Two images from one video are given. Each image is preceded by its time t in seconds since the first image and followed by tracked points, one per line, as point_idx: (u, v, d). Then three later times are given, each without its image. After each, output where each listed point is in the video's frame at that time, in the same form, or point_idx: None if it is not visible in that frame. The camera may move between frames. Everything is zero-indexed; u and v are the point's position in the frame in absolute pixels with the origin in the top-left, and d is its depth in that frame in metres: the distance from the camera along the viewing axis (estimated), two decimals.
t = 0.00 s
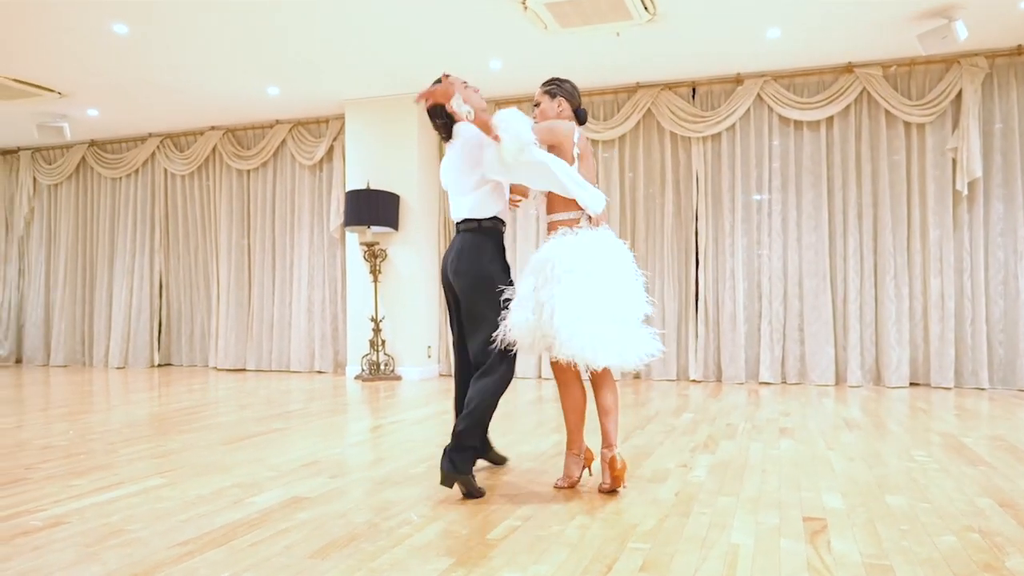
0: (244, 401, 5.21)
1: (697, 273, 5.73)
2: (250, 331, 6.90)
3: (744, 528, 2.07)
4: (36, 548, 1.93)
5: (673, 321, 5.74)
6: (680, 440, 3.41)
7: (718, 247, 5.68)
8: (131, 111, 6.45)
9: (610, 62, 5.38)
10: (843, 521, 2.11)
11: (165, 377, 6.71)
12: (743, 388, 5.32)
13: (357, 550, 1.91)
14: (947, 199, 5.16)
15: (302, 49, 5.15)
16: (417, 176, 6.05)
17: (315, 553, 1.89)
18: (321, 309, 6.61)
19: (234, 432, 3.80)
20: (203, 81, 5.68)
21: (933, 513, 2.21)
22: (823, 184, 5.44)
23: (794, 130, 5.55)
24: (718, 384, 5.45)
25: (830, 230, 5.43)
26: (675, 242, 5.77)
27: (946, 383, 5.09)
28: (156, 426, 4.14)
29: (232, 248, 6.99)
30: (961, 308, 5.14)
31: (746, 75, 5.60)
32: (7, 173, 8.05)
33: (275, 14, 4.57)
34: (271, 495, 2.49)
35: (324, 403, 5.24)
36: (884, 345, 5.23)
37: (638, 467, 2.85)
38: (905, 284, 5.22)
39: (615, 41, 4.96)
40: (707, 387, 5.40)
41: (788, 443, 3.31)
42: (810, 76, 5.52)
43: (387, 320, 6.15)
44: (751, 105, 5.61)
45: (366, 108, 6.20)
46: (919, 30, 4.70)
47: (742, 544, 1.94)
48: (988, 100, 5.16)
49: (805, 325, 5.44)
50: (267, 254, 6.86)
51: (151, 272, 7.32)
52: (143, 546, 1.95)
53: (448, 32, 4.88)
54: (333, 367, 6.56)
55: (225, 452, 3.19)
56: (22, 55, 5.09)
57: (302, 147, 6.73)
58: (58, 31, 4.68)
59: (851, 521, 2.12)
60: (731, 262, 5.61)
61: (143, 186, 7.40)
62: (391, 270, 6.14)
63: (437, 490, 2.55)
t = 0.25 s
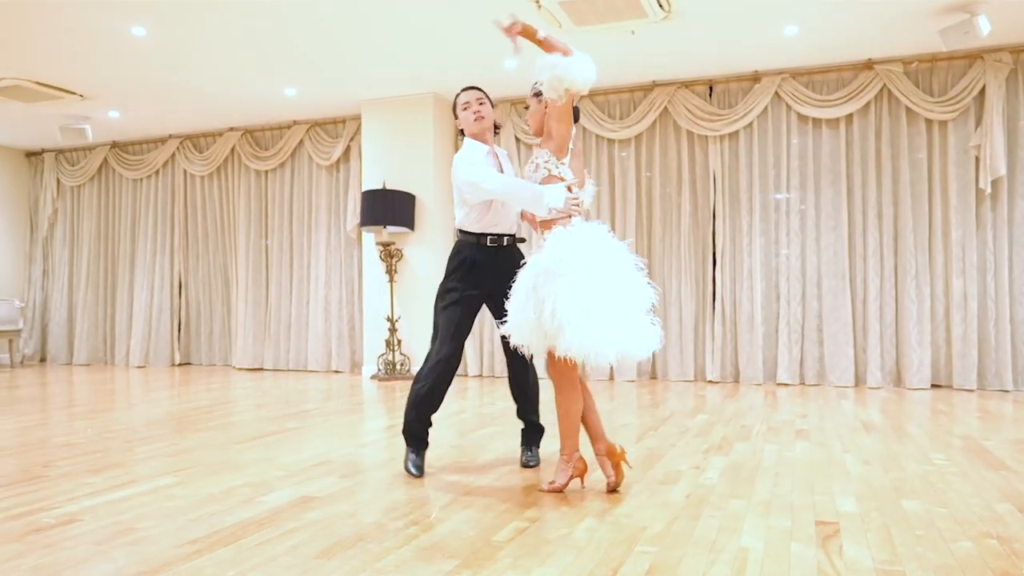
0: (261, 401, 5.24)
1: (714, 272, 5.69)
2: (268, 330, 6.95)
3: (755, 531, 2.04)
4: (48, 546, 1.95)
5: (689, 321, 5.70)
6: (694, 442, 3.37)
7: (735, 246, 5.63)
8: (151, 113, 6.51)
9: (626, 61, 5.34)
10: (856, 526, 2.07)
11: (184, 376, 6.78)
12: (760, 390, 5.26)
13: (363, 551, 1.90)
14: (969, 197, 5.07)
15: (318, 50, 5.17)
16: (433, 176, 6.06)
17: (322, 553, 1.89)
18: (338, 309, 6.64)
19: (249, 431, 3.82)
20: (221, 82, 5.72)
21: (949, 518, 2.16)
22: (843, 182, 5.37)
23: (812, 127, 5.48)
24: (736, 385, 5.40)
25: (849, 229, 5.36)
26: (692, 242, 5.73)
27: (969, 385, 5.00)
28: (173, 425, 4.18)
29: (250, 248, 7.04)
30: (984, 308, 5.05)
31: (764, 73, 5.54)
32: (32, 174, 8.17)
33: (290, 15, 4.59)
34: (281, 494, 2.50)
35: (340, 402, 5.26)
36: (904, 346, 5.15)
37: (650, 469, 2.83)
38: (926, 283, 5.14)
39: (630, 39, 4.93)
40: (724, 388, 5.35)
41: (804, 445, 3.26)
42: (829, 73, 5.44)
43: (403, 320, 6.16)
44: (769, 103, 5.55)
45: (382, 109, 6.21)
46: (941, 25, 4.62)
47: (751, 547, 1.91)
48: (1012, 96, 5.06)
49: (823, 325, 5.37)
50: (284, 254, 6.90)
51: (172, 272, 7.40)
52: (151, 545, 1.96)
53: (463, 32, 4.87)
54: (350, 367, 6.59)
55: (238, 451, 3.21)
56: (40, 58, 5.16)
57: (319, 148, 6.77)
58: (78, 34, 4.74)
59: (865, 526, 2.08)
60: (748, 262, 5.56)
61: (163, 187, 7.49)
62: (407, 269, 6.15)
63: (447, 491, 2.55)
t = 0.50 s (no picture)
0: (274, 400, 5.27)
1: (729, 272, 5.65)
2: (282, 330, 6.98)
3: (764, 533, 2.02)
4: (56, 543, 1.97)
5: (703, 320, 5.66)
6: (706, 442, 3.35)
7: (750, 245, 5.58)
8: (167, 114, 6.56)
9: (639, 59, 5.32)
10: (867, 528, 2.04)
11: (200, 375, 6.83)
12: (775, 390, 5.21)
13: (368, 550, 1.90)
14: (989, 195, 4.99)
15: (330, 50, 5.19)
16: (446, 176, 6.06)
17: (327, 552, 1.89)
18: (352, 309, 6.66)
19: (261, 430, 3.84)
20: (235, 83, 5.76)
21: (963, 520, 2.13)
22: (859, 180, 5.31)
23: (828, 125, 5.43)
24: (750, 385, 5.35)
25: (866, 228, 5.29)
26: (706, 241, 5.69)
27: (988, 386, 4.92)
28: (187, 423, 4.21)
29: (265, 247, 7.08)
30: (1004, 308, 4.97)
31: (779, 70, 5.49)
32: (51, 176, 8.27)
33: (303, 15, 4.61)
34: (289, 493, 2.50)
35: (353, 401, 5.28)
36: (922, 346, 5.08)
37: (659, 469, 2.81)
38: (944, 283, 5.07)
39: (643, 37, 4.90)
40: (738, 388, 5.31)
41: (817, 446, 3.23)
42: (846, 70, 5.38)
43: (416, 320, 6.17)
44: (784, 100, 5.50)
45: (395, 109, 6.23)
46: (959, 21, 4.55)
47: (759, 549, 1.89)
48: None
49: (839, 325, 5.32)
50: (299, 254, 6.93)
51: (188, 272, 7.45)
52: (159, 543, 1.97)
53: (474, 31, 4.87)
54: (364, 366, 6.60)
55: (249, 450, 3.23)
56: (55, 59, 5.22)
57: (333, 148, 6.79)
58: (94, 35, 4.79)
59: (876, 528, 2.05)
60: (763, 261, 5.51)
61: (180, 187, 7.55)
62: (420, 269, 6.16)
63: (455, 490, 2.54)
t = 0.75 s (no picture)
0: (288, 398, 5.30)
1: (744, 271, 5.60)
2: (297, 329, 7.02)
3: (772, 534, 1.99)
4: (65, 539, 1.99)
5: (718, 319, 5.61)
6: (718, 442, 3.32)
7: (765, 244, 5.54)
8: (183, 114, 6.62)
9: (652, 57, 5.28)
10: (878, 530, 2.01)
11: (216, 373, 6.88)
12: (790, 390, 5.16)
13: (373, 548, 1.90)
14: (1010, 192, 4.91)
15: (344, 51, 5.21)
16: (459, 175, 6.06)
17: (331, 550, 1.89)
18: (366, 308, 6.68)
19: (273, 429, 3.86)
20: (250, 83, 5.79)
21: (976, 523, 2.09)
22: (876, 178, 5.24)
23: (845, 122, 5.36)
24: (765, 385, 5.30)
25: (883, 226, 5.23)
26: (720, 240, 5.64)
27: (1008, 387, 4.84)
28: (200, 421, 4.24)
29: (280, 247, 7.12)
30: None
31: (795, 67, 5.44)
32: (71, 176, 8.37)
33: (315, 16, 4.62)
34: (298, 491, 2.51)
35: (365, 400, 5.30)
36: (941, 346, 5.01)
37: (669, 469, 2.79)
38: (964, 282, 4.99)
39: (656, 35, 4.87)
40: (753, 388, 5.27)
41: (830, 447, 3.19)
42: (863, 66, 5.32)
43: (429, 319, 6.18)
44: (800, 98, 5.44)
45: (409, 108, 6.24)
46: (978, 16, 4.48)
47: (767, 551, 1.86)
48: None
49: (856, 324, 5.25)
50: (314, 254, 6.97)
51: (204, 272, 7.52)
52: (166, 540, 1.98)
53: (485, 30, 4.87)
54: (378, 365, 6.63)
55: (259, 448, 3.25)
56: (71, 61, 5.28)
57: (348, 147, 6.82)
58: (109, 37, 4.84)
59: (887, 530, 2.02)
60: (779, 260, 5.46)
61: (196, 187, 7.61)
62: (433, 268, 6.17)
63: (463, 489, 2.54)
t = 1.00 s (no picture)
0: (299, 396, 5.31)
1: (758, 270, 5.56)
2: (310, 327, 7.04)
3: (785, 535, 1.96)
4: (74, 536, 1.99)
5: (732, 319, 5.57)
6: (731, 442, 3.28)
7: (779, 243, 5.49)
8: (196, 113, 6.65)
9: (665, 54, 5.25)
10: (894, 531, 1.98)
11: (230, 372, 6.91)
12: (805, 390, 5.11)
13: (381, 546, 1.89)
14: None
15: (356, 49, 5.21)
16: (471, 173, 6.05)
17: (339, 548, 1.88)
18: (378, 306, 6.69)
19: (284, 427, 3.86)
20: (262, 82, 5.81)
21: (994, 525, 2.05)
22: (892, 175, 5.18)
23: (861, 120, 5.30)
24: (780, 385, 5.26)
25: (899, 224, 5.16)
26: (734, 239, 5.60)
27: None
28: (212, 419, 4.25)
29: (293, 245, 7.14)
30: None
31: (810, 64, 5.38)
32: (87, 176, 8.44)
33: (327, 15, 4.63)
34: (307, 489, 2.50)
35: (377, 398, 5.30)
36: (958, 346, 4.94)
37: (682, 469, 2.76)
38: (982, 281, 4.92)
39: (668, 32, 4.84)
40: (767, 388, 5.22)
41: (846, 447, 3.15)
42: (879, 63, 5.25)
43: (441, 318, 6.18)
44: (815, 94, 5.38)
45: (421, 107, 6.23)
46: (996, 11, 4.41)
47: (779, 552, 1.83)
48: None
49: (871, 324, 5.20)
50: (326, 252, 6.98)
51: (217, 270, 7.55)
52: (174, 537, 1.98)
53: (496, 28, 4.86)
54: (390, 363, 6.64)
55: (271, 446, 3.25)
56: (85, 60, 5.31)
57: (360, 146, 6.82)
58: (123, 36, 4.86)
59: (903, 532, 1.98)
60: (793, 259, 5.41)
61: (210, 186, 7.64)
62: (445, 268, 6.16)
63: (473, 488, 2.53)
